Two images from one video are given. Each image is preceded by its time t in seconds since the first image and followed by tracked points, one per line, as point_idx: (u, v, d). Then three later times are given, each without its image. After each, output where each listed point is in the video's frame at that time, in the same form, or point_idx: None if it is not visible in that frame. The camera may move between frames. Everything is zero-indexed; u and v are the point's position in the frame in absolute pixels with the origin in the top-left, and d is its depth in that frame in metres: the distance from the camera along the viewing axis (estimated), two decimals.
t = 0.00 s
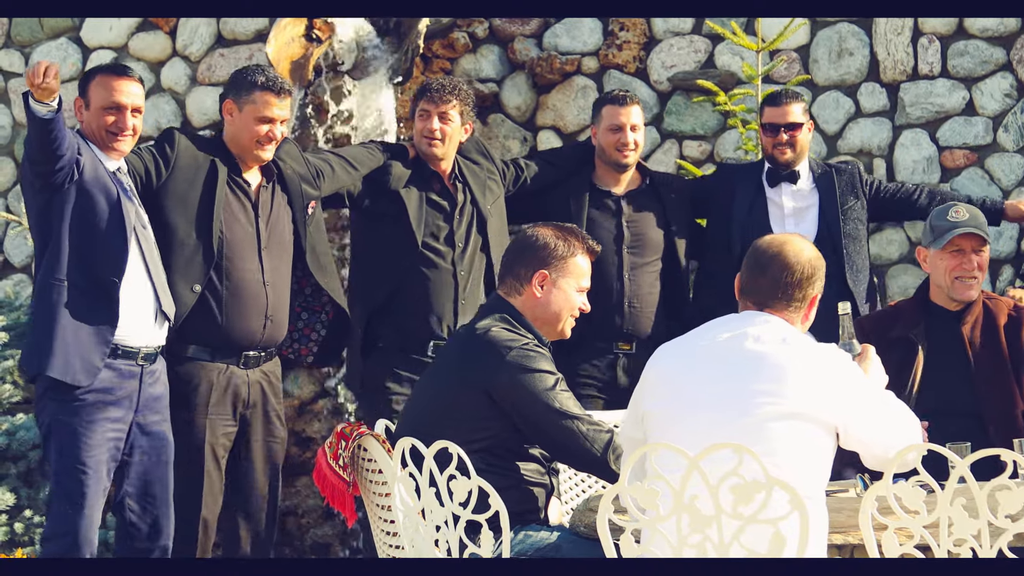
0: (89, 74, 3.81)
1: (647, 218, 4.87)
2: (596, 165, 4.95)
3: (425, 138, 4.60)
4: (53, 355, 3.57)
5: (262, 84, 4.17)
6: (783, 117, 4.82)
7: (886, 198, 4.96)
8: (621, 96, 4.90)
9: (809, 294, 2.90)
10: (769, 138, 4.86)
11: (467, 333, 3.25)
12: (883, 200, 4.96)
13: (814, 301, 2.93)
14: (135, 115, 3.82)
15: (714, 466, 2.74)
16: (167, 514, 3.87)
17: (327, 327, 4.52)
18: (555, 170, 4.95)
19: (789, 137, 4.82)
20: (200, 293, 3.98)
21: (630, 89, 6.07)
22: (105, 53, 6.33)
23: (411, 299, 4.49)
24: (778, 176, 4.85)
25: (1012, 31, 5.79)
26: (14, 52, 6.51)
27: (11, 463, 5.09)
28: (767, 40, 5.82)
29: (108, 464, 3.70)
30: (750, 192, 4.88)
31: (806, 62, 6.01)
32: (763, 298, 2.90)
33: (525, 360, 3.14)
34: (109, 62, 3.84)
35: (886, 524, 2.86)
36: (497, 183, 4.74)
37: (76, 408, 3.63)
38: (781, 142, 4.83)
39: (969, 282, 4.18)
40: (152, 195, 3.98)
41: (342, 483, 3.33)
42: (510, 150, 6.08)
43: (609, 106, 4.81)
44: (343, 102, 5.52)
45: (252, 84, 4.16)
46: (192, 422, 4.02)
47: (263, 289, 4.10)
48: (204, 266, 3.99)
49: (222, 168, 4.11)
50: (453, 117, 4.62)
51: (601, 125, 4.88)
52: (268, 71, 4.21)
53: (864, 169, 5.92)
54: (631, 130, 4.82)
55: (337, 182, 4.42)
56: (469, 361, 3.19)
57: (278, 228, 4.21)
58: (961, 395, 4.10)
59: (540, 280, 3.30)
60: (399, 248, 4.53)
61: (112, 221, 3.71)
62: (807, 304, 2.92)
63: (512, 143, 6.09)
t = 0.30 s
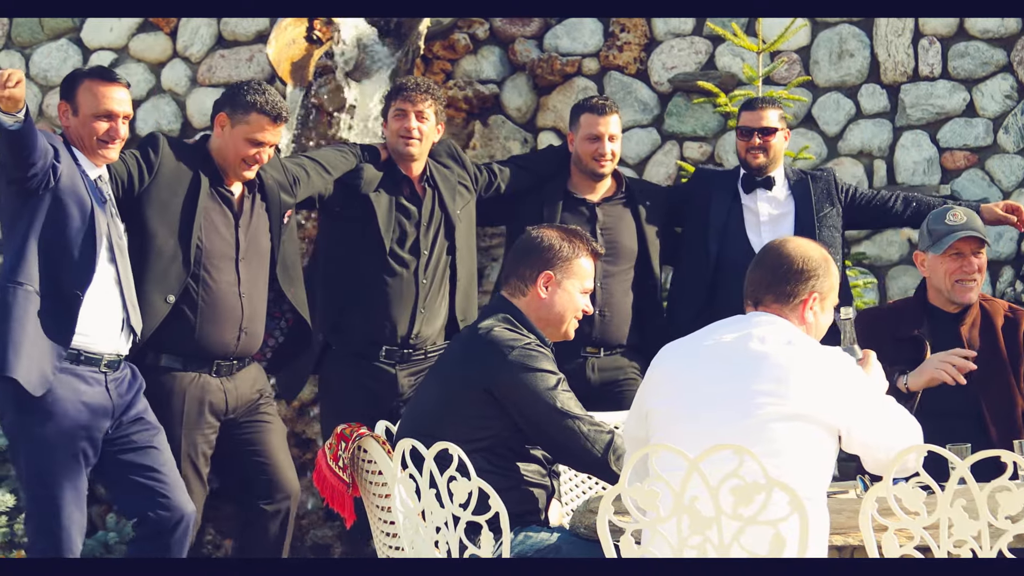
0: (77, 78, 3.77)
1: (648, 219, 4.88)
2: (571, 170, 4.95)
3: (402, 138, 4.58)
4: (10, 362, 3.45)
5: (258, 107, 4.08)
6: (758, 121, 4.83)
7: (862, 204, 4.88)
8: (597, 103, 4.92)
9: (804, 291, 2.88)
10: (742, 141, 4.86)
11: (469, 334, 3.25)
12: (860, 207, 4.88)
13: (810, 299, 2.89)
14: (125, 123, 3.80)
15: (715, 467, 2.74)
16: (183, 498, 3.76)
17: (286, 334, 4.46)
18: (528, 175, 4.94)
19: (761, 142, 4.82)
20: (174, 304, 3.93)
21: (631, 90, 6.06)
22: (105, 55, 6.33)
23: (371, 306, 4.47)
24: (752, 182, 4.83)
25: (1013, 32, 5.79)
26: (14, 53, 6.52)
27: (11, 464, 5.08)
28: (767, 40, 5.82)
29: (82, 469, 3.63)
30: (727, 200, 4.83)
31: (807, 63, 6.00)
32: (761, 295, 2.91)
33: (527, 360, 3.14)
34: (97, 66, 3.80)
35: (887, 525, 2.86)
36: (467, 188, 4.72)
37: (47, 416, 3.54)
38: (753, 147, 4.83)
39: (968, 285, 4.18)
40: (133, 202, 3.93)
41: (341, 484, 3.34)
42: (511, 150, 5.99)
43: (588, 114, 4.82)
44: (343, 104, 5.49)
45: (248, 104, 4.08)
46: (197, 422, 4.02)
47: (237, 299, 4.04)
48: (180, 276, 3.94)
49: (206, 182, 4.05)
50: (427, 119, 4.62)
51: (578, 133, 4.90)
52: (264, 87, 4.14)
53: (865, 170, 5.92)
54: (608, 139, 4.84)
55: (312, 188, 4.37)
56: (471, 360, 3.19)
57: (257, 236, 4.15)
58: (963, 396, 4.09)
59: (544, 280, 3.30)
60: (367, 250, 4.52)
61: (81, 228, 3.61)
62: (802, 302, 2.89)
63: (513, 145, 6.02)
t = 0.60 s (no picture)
0: (62, 80, 3.73)
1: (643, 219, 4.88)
2: (553, 171, 4.94)
3: (384, 142, 4.58)
4: None
5: (252, 111, 4.10)
6: (744, 121, 4.79)
7: (846, 207, 4.89)
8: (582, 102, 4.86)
9: (806, 293, 2.88)
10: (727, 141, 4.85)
11: (458, 335, 3.24)
12: (843, 210, 4.90)
13: (811, 302, 2.89)
14: (112, 127, 3.78)
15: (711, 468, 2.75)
16: (141, 522, 3.73)
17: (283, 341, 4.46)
18: (508, 178, 4.92)
19: (746, 142, 4.80)
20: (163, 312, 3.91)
21: (625, 91, 6.07)
22: (99, 56, 6.33)
23: (353, 311, 4.46)
24: (735, 182, 4.85)
25: (1007, 33, 5.79)
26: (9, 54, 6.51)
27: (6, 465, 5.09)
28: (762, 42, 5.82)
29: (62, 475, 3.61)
30: (710, 199, 4.84)
31: (802, 64, 5.99)
32: (762, 295, 2.92)
33: (517, 361, 3.14)
34: (82, 70, 3.77)
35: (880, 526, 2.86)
36: (448, 194, 4.71)
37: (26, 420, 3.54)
38: (738, 147, 4.81)
39: (955, 286, 4.20)
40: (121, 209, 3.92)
41: (336, 486, 3.35)
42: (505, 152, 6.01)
43: (571, 114, 4.79)
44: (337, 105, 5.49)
45: (241, 108, 4.09)
46: (194, 423, 4.01)
47: (229, 307, 4.05)
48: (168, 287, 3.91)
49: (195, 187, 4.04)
50: (409, 124, 4.62)
51: (561, 132, 4.86)
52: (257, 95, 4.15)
53: (859, 171, 5.92)
54: (592, 139, 4.80)
55: (297, 195, 4.42)
56: (461, 361, 3.18)
57: (249, 243, 4.16)
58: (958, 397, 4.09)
59: (530, 280, 3.30)
60: (348, 255, 4.51)
61: (67, 230, 3.59)
62: (804, 305, 2.89)
63: (507, 145, 6.03)
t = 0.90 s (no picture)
0: (45, 68, 3.70)
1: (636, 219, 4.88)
2: (535, 168, 4.94)
3: (373, 135, 4.56)
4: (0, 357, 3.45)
5: (236, 91, 4.15)
6: (733, 129, 4.75)
7: (835, 213, 4.90)
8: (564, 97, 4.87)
9: (801, 296, 2.88)
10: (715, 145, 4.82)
11: (451, 336, 3.25)
12: (832, 217, 4.91)
13: (807, 304, 2.89)
14: (96, 117, 3.77)
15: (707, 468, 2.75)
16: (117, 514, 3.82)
17: (274, 337, 4.42)
18: (491, 172, 4.91)
19: (732, 150, 4.76)
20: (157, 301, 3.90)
21: (619, 92, 6.07)
22: (93, 56, 6.34)
23: (346, 309, 4.45)
24: (724, 185, 4.82)
25: (1001, 34, 5.80)
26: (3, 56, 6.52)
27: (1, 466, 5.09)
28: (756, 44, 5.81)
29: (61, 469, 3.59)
30: (699, 200, 4.81)
31: (796, 65, 5.99)
32: (757, 299, 2.92)
33: (510, 364, 3.14)
34: (64, 57, 3.75)
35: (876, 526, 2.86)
36: (431, 186, 4.70)
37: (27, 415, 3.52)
38: (723, 154, 4.79)
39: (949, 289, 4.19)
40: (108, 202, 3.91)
41: (330, 486, 3.33)
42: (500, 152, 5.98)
43: (555, 109, 4.78)
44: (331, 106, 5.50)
45: (224, 91, 4.12)
46: (192, 425, 3.99)
47: (226, 298, 4.05)
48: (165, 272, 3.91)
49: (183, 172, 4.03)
50: (393, 116, 4.61)
51: (545, 128, 4.85)
52: (238, 77, 4.19)
53: (853, 172, 5.92)
54: (576, 135, 4.81)
55: (281, 187, 4.37)
56: (455, 362, 3.18)
57: (240, 235, 4.15)
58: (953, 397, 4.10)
59: (521, 280, 3.30)
60: (337, 250, 4.50)
61: (64, 217, 3.60)
62: (799, 308, 2.89)
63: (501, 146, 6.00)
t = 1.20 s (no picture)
0: (27, 71, 3.62)
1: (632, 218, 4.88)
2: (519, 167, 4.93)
3: (353, 133, 4.54)
4: None
5: (212, 80, 4.08)
6: (714, 128, 4.76)
7: (821, 210, 4.90)
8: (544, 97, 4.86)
9: (803, 301, 2.88)
10: (696, 146, 4.83)
11: (449, 337, 3.25)
12: (819, 210, 4.91)
13: (810, 308, 2.89)
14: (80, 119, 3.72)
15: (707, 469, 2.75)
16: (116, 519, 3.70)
17: (264, 333, 4.39)
18: (471, 171, 4.93)
19: (714, 150, 4.78)
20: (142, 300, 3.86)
21: (618, 93, 6.07)
22: (92, 57, 6.35)
23: (338, 306, 4.42)
24: (709, 184, 4.83)
25: (1000, 35, 5.80)
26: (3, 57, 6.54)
27: None
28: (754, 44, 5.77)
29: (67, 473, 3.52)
30: (683, 197, 4.83)
31: (794, 66, 5.99)
32: (759, 303, 2.92)
33: (509, 366, 3.13)
34: (46, 59, 3.67)
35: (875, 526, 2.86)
36: (413, 183, 4.71)
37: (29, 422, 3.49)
38: (705, 153, 4.80)
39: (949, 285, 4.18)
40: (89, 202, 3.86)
41: (329, 487, 3.35)
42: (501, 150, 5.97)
43: (539, 109, 4.77)
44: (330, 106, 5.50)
45: (201, 80, 4.05)
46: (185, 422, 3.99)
47: (215, 291, 4.03)
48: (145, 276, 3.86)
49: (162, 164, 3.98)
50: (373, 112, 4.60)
51: (528, 128, 4.84)
52: (214, 66, 4.13)
53: (852, 173, 5.93)
54: (560, 135, 4.79)
55: (262, 183, 4.36)
56: (455, 364, 3.18)
57: (223, 226, 4.12)
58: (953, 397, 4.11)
59: (519, 282, 3.30)
60: (326, 247, 4.47)
61: (54, 224, 3.57)
62: (802, 312, 2.89)
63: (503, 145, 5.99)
